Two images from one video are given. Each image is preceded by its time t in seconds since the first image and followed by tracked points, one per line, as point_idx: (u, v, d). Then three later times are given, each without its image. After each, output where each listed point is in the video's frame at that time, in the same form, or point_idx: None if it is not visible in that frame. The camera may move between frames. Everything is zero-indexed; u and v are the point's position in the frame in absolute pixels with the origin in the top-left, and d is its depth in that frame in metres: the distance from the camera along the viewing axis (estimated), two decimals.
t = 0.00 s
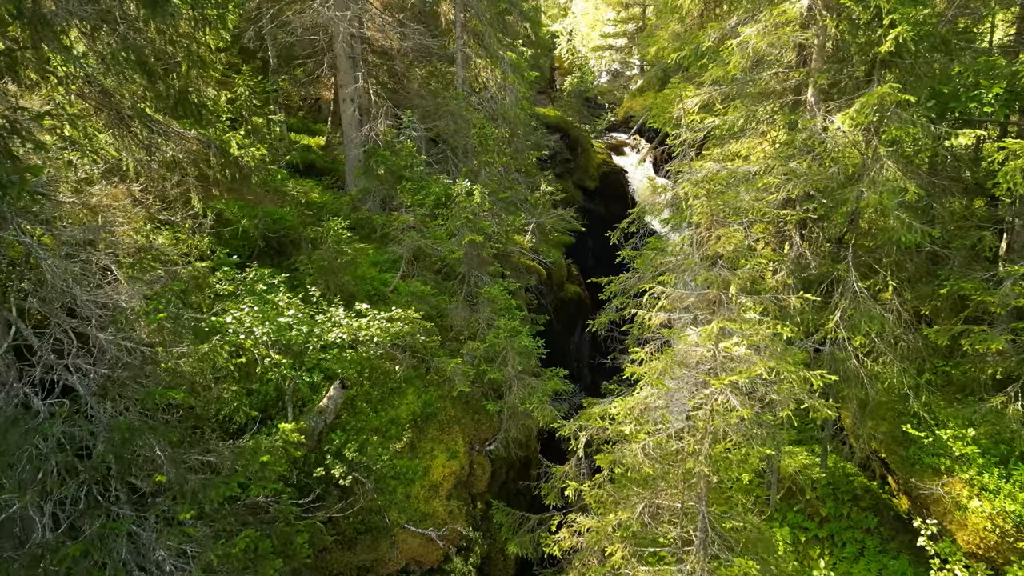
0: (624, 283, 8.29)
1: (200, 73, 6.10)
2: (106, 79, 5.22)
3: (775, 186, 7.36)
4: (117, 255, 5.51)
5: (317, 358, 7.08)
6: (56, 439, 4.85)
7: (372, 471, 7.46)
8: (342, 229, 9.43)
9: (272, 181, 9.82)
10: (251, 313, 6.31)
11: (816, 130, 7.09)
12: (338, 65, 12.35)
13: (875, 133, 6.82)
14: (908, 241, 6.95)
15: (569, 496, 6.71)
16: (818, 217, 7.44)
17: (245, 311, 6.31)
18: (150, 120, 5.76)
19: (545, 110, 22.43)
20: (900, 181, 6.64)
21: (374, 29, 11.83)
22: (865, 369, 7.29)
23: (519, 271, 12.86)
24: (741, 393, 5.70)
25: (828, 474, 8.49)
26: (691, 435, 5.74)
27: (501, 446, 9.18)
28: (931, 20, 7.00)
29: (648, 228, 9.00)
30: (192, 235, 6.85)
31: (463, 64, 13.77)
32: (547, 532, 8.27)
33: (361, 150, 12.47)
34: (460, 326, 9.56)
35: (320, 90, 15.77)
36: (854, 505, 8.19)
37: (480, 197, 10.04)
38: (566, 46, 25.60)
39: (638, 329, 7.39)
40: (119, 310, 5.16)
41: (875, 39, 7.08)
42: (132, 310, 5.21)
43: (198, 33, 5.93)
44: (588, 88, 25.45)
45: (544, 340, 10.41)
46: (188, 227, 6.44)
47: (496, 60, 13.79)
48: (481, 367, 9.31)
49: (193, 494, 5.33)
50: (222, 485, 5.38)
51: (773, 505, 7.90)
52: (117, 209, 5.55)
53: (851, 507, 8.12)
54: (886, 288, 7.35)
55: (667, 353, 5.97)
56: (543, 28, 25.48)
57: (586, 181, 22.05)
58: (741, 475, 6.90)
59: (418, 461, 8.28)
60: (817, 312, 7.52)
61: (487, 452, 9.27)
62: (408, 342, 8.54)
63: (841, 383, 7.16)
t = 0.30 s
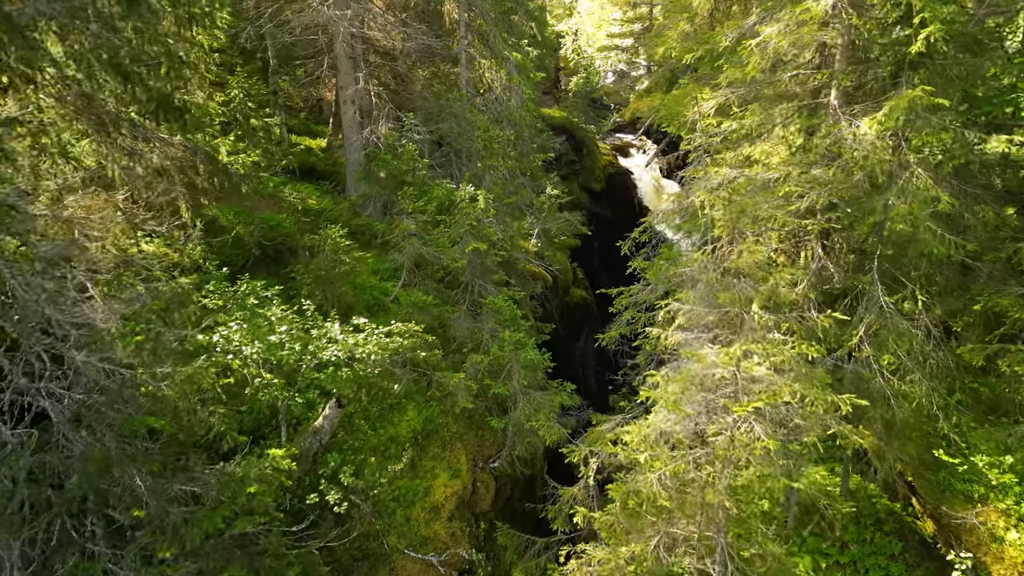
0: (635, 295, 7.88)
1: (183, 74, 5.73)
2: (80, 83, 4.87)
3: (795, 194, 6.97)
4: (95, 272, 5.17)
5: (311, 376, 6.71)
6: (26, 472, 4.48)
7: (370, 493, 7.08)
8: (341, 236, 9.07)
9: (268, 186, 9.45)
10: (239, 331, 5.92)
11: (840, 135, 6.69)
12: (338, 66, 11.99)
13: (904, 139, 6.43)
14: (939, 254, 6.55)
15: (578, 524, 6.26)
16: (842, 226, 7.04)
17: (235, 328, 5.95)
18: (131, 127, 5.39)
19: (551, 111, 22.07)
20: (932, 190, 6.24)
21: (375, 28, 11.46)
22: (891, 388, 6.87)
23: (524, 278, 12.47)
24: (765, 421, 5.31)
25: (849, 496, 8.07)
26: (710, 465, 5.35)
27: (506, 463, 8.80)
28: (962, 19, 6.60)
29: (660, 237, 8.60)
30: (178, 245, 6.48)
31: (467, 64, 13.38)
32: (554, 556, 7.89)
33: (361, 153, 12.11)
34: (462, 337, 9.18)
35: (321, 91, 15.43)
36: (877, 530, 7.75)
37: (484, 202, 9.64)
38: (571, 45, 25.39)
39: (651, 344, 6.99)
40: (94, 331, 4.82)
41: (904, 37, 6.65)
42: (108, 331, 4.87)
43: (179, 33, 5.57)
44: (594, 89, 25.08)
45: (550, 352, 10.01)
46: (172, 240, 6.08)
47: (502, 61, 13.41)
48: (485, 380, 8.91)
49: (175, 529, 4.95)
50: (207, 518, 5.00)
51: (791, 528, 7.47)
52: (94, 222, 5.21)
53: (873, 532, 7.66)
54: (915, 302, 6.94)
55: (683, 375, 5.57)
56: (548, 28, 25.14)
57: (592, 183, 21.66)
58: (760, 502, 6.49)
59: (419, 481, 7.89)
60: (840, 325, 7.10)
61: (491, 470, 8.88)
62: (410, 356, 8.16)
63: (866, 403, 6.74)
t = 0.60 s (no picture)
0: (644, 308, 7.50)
1: (163, 76, 5.36)
2: (48, 86, 4.49)
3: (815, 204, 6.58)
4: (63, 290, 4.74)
5: (302, 396, 6.32)
6: None
7: (363, 518, 6.69)
8: (335, 244, 8.69)
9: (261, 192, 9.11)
10: (223, 351, 5.50)
11: (864, 140, 6.30)
12: (335, 67, 11.61)
13: (932, 145, 6.04)
14: (970, 266, 6.15)
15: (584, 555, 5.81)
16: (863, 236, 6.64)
17: (219, 348, 5.55)
18: (107, 132, 5.01)
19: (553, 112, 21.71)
20: (964, 199, 5.85)
21: (373, 28, 11.08)
22: (916, 408, 6.48)
23: (526, 285, 12.08)
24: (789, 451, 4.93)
25: (869, 517, 7.64)
26: (727, 499, 4.98)
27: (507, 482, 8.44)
28: (995, 16, 6.20)
29: (670, 246, 8.20)
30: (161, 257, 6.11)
31: (468, 65, 12.96)
32: None
33: (358, 156, 11.73)
34: (463, 349, 8.81)
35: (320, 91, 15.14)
36: (899, 555, 7.33)
37: (485, 208, 9.27)
38: (573, 46, 24.64)
39: (661, 361, 6.61)
40: (61, 356, 4.40)
41: (931, 37, 6.28)
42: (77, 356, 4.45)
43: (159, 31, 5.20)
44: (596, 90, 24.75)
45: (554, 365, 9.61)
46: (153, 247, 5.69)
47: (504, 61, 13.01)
48: (486, 395, 8.53)
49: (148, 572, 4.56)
50: (184, 561, 4.61)
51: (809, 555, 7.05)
52: (63, 236, 4.80)
53: (896, 558, 7.22)
54: (941, 317, 6.56)
55: (698, 398, 5.21)
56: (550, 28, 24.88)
57: (595, 185, 21.29)
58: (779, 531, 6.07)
59: (416, 503, 7.50)
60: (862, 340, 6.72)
61: (492, 488, 8.51)
62: (408, 372, 7.78)
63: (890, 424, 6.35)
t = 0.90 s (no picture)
0: (653, 322, 7.10)
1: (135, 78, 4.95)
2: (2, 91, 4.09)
3: (835, 213, 6.20)
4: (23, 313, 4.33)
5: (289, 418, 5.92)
6: None
7: (355, 547, 6.30)
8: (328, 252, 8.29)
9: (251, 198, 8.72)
10: (202, 374, 5.07)
11: (889, 146, 5.90)
12: (329, 67, 11.23)
13: (962, 151, 5.65)
14: (1001, 280, 5.77)
15: None
16: (886, 248, 6.25)
17: (198, 371, 5.13)
18: (73, 138, 4.59)
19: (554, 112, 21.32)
20: (999, 209, 5.47)
21: (369, 27, 10.70)
22: (943, 430, 6.08)
23: (527, 292, 11.71)
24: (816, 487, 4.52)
25: (889, 542, 7.27)
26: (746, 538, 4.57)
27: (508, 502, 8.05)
28: None
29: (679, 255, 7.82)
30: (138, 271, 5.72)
31: (467, 65, 12.43)
32: None
33: (353, 159, 11.35)
34: (462, 363, 8.43)
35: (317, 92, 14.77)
36: None
37: (485, 215, 8.85)
38: (573, 46, 23.85)
39: (671, 380, 6.19)
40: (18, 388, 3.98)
41: (960, 36, 5.88)
42: (39, 387, 4.04)
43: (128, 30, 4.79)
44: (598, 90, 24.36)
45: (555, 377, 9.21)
46: (132, 260, 5.27)
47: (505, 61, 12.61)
48: (485, 412, 8.11)
49: None
50: None
51: None
52: (25, 253, 4.39)
53: None
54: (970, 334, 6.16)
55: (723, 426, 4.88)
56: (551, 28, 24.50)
57: (597, 187, 20.90)
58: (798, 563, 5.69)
59: (412, 527, 7.10)
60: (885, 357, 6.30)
61: (492, 509, 8.12)
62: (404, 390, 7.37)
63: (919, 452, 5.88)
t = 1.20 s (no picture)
0: (662, 338, 6.71)
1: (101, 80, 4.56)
2: None
3: (858, 224, 5.80)
4: None
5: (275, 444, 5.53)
6: None
7: None
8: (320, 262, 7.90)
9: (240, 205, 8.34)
10: (176, 403, 4.68)
11: (918, 152, 5.51)
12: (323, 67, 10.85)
13: (997, 159, 5.25)
14: None
15: None
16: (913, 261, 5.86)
17: (174, 400, 4.74)
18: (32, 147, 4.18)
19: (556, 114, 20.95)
20: None
21: (364, 26, 10.31)
22: (974, 457, 5.68)
23: (529, 301, 11.31)
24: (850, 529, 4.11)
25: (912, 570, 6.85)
26: None
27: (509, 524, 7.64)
28: None
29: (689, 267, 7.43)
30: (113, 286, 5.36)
31: (466, 66, 11.97)
32: None
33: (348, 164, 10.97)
34: (460, 378, 8.04)
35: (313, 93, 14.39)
36: None
37: (485, 222, 8.46)
38: (573, 46, 24.12)
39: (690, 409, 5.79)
40: None
41: (992, 35, 5.50)
42: None
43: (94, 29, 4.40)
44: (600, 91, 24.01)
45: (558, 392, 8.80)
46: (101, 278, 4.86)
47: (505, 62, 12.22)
48: (485, 430, 7.73)
49: None
50: None
51: None
52: None
53: None
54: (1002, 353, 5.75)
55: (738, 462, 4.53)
56: (553, 28, 24.15)
57: (599, 189, 20.51)
58: None
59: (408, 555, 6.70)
60: (910, 378, 5.89)
61: (492, 532, 7.72)
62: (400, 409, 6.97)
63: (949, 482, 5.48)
